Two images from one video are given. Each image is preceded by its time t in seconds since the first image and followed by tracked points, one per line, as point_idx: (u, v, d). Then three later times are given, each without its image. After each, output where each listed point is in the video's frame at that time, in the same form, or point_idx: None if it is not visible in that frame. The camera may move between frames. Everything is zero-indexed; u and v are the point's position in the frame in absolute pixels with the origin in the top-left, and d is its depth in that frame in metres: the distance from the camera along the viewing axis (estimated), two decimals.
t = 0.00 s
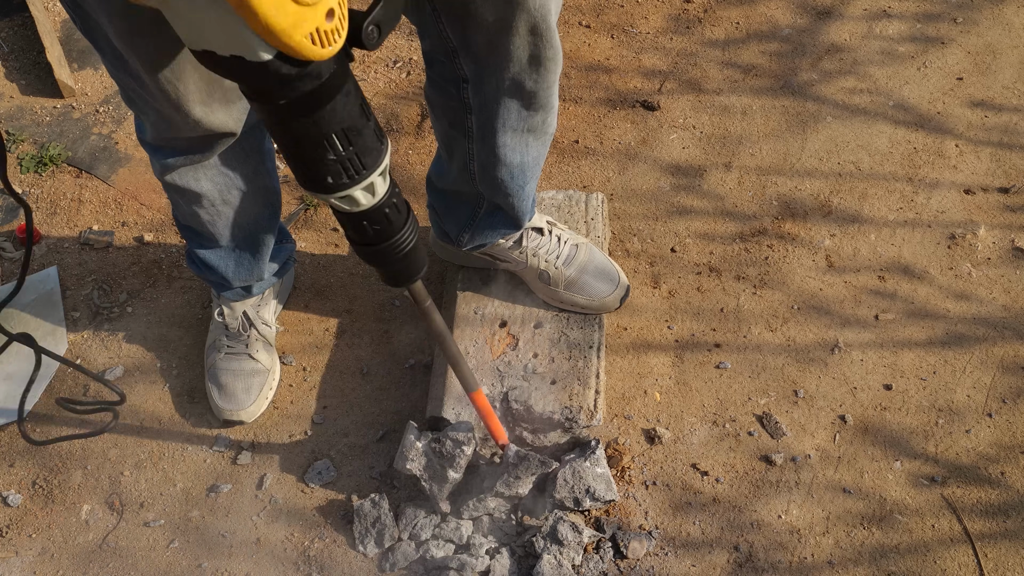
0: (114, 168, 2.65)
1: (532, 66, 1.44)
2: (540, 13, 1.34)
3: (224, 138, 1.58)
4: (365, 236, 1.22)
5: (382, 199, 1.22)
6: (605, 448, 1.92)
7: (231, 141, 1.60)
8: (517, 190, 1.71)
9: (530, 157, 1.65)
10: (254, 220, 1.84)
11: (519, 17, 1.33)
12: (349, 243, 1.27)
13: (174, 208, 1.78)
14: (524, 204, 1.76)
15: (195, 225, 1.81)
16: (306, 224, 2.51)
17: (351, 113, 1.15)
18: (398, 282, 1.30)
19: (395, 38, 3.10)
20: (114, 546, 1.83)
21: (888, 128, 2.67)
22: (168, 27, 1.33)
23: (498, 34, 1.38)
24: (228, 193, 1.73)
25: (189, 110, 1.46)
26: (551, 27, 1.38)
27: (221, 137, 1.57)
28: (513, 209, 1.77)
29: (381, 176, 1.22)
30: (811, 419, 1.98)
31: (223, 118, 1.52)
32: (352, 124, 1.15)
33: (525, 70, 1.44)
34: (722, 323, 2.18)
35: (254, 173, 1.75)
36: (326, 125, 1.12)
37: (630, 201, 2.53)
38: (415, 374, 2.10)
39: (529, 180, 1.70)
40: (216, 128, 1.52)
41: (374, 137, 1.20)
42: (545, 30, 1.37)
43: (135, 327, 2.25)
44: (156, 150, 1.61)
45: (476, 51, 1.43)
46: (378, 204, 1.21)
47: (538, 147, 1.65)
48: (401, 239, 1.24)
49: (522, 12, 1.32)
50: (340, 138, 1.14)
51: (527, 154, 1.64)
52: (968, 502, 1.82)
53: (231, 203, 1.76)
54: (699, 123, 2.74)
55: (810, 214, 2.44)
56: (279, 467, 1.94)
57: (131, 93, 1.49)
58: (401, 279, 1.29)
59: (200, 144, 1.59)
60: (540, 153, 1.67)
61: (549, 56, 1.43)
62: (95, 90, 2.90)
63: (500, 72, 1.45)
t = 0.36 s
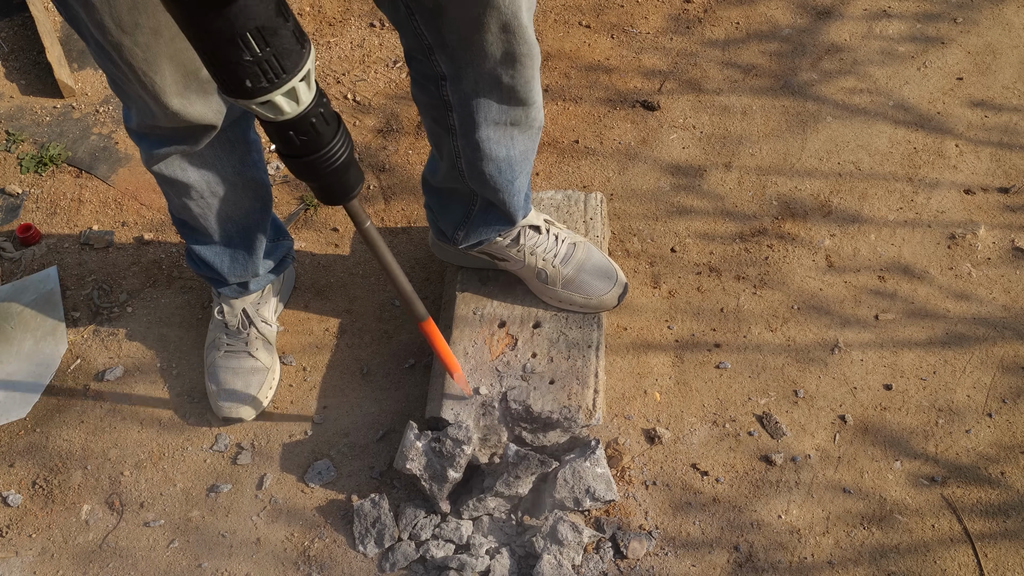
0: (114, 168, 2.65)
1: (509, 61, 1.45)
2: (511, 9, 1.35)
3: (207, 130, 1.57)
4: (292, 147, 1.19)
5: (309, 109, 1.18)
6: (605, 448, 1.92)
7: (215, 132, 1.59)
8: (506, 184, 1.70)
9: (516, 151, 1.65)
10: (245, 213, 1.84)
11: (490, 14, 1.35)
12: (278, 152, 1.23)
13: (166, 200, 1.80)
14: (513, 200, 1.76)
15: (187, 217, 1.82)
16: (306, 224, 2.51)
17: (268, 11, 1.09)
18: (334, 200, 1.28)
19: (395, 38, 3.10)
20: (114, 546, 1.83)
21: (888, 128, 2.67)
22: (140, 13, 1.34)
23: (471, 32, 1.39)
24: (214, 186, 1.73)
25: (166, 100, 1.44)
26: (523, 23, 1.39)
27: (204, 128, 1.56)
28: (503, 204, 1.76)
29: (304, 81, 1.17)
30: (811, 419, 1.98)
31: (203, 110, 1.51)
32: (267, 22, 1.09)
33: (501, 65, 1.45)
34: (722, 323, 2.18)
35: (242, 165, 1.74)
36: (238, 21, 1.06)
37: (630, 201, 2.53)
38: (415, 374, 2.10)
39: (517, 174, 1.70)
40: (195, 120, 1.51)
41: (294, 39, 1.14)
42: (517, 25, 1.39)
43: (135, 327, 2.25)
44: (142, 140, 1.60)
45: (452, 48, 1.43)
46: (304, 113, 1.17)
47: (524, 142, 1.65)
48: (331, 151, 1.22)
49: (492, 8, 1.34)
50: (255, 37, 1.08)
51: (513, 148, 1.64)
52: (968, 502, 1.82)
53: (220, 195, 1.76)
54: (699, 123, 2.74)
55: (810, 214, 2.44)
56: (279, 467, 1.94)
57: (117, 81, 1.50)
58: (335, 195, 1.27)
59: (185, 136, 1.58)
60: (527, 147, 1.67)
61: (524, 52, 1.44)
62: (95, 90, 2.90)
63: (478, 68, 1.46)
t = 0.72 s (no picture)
0: (114, 168, 2.65)
1: (496, 62, 1.45)
2: (495, 11, 1.36)
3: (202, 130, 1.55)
4: (280, 148, 1.24)
5: (297, 112, 1.22)
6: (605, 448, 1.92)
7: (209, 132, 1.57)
8: (501, 183, 1.70)
9: (509, 150, 1.65)
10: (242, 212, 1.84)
11: (473, 16, 1.35)
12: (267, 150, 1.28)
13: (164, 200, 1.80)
14: (507, 199, 1.75)
15: (184, 216, 1.82)
16: (306, 224, 2.51)
17: (254, 20, 1.11)
18: (322, 196, 1.33)
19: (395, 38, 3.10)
20: (114, 546, 1.83)
21: (888, 128, 2.67)
22: (129, 12, 1.35)
23: (456, 32, 1.39)
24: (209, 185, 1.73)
25: (158, 99, 1.44)
26: (507, 25, 1.39)
27: (198, 128, 1.55)
28: (498, 203, 1.76)
29: (291, 87, 1.21)
30: (811, 419, 1.98)
31: (195, 109, 1.49)
32: (253, 31, 1.12)
33: (489, 66, 1.45)
34: (722, 323, 2.18)
35: (239, 164, 1.74)
36: (225, 29, 1.09)
37: (630, 201, 2.53)
38: (415, 374, 2.10)
39: (511, 173, 1.70)
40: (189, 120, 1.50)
41: (280, 46, 1.17)
42: (501, 27, 1.38)
43: (135, 327, 2.25)
44: (138, 142, 1.60)
45: (438, 49, 1.44)
46: (291, 116, 1.21)
47: (516, 141, 1.65)
48: (318, 153, 1.26)
49: (476, 10, 1.34)
50: (241, 44, 1.12)
51: (505, 147, 1.64)
52: (968, 502, 1.82)
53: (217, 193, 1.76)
54: (699, 123, 2.74)
55: (810, 214, 2.44)
56: (279, 467, 1.94)
57: (112, 83, 1.50)
58: (322, 192, 1.32)
59: (179, 137, 1.57)
60: (520, 146, 1.67)
61: (510, 52, 1.44)
62: (95, 90, 2.90)
63: (465, 69, 1.46)
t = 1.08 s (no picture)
0: (114, 168, 2.65)
1: (530, 54, 1.45)
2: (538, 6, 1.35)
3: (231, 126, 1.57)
4: (326, 165, 1.27)
5: (347, 132, 1.25)
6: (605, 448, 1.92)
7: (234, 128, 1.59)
8: (517, 173, 1.73)
9: (529, 143, 1.66)
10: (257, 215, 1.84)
11: (517, 7, 1.34)
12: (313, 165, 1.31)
13: (177, 199, 1.80)
14: (522, 188, 1.78)
15: (197, 217, 1.82)
16: (306, 224, 2.51)
17: (316, 44, 1.15)
18: (358, 211, 1.35)
19: (395, 38, 3.10)
20: (114, 546, 1.83)
21: (888, 128, 2.67)
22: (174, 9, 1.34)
23: (496, 23, 1.39)
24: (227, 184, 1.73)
25: (195, 95, 1.45)
26: (549, 19, 1.38)
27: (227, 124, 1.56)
28: (512, 191, 1.78)
29: (343, 108, 1.24)
30: (811, 419, 1.98)
31: (230, 106, 1.52)
32: (314, 54, 1.15)
33: (524, 58, 1.46)
34: (722, 323, 2.18)
35: (257, 164, 1.75)
36: (288, 50, 1.13)
37: (630, 201, 2.53)
38: (415, 374, 2.10)
39: (529, 164, 1.72)
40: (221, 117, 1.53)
41: (338, 69, 1.21)
42: (541, 20, 1.38)
43: (135, 327, 2.25)
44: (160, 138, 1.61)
45: (476, 37, 1.43)
46: (339, 135, 1.24)
47: (538, 133, 1.66)
48: (361, 171, 1.29)
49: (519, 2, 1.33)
50: (302, 66, 1.15)
51: (526, 140, 1.65)
52: (968, 502, 1.82)
53: (232, 194, 1.76)
54: (699, 123, 2.74)
55: (810, 214, 2.44)
56: (279, 468, 1.94)
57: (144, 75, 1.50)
58: (360, 208, 1.34)
59: (203, 132, 1.58)
60: (540, 140, 1.68)
61: (545, 47, 1.44)
62: (95, 90, 2.90)
63: (498, 60, 1.47)
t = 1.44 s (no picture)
0: (114, 168, 2.65)
1: (550, 76, 1.46)
2: (563, 30, 1.35)
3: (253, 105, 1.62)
4: (345, 139, 1.27)
5: (368, 109, 1.25)
6: (605, 448, 1.91)
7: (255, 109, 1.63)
8: (522, 188, 1.73)
9: (538, 160, 1.67)
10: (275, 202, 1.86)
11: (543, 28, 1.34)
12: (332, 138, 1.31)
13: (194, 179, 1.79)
14: (525, 203, 1.79)
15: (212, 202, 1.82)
16: (306, 224, 2.51)
17: (347, 17, 1.14)
18: (372, 190, 1.36)
19: (395, 38, 3.10)
20: (114, 546, 1.83)
21: (888, 128, 2.67)
22: None
23: (520, 41, 1.38)
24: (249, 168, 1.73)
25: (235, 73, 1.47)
26: (572, 44, 1.39)
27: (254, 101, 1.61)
28: (514, 204, 1.79)
29: (367, 84, 1.24)
30: (811, 419, 1.98)
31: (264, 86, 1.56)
32: (344, 26, 1.14)
33: (543, 79, 1.46)
34: (722, 322, 2.18)
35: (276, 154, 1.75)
36: (318, 20, 1.12)
37: (630, 201, 2.53)
38: (415, 374, 2.10)
39: (534, 179, 1.73)
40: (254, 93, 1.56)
41: (365, 43, 1.20)
42: (565, 45, 1.38)
43: (135, 327, 2.25)
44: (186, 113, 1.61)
45: (499, 53, 1.43)
46: (362, 112, 1.25)
47: (549, 151, 1.67)
48: (380, 149, 1.30)
49: (545, 24, 1.33)
50: (331, 38, 1.14)
51: (535, 157, 1.66)
52: (968, 502, 1.82)
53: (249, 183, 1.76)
54: (699, 123, 2.74)
55: (810, 214, 2.44)
56: (279, 468, 1.94)
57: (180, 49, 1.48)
58: (374, 187, 1.35)
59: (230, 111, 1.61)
60: (549, 157, 1.69)
61: (567, 71, 1.44)
62: (95, 90, 2.90)
63: (517, 78, 1.47)
